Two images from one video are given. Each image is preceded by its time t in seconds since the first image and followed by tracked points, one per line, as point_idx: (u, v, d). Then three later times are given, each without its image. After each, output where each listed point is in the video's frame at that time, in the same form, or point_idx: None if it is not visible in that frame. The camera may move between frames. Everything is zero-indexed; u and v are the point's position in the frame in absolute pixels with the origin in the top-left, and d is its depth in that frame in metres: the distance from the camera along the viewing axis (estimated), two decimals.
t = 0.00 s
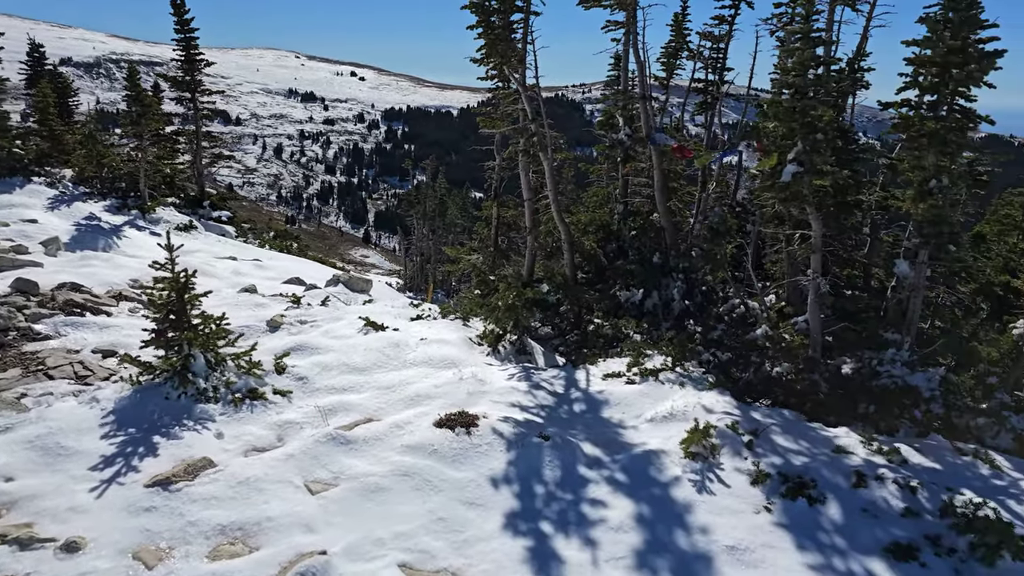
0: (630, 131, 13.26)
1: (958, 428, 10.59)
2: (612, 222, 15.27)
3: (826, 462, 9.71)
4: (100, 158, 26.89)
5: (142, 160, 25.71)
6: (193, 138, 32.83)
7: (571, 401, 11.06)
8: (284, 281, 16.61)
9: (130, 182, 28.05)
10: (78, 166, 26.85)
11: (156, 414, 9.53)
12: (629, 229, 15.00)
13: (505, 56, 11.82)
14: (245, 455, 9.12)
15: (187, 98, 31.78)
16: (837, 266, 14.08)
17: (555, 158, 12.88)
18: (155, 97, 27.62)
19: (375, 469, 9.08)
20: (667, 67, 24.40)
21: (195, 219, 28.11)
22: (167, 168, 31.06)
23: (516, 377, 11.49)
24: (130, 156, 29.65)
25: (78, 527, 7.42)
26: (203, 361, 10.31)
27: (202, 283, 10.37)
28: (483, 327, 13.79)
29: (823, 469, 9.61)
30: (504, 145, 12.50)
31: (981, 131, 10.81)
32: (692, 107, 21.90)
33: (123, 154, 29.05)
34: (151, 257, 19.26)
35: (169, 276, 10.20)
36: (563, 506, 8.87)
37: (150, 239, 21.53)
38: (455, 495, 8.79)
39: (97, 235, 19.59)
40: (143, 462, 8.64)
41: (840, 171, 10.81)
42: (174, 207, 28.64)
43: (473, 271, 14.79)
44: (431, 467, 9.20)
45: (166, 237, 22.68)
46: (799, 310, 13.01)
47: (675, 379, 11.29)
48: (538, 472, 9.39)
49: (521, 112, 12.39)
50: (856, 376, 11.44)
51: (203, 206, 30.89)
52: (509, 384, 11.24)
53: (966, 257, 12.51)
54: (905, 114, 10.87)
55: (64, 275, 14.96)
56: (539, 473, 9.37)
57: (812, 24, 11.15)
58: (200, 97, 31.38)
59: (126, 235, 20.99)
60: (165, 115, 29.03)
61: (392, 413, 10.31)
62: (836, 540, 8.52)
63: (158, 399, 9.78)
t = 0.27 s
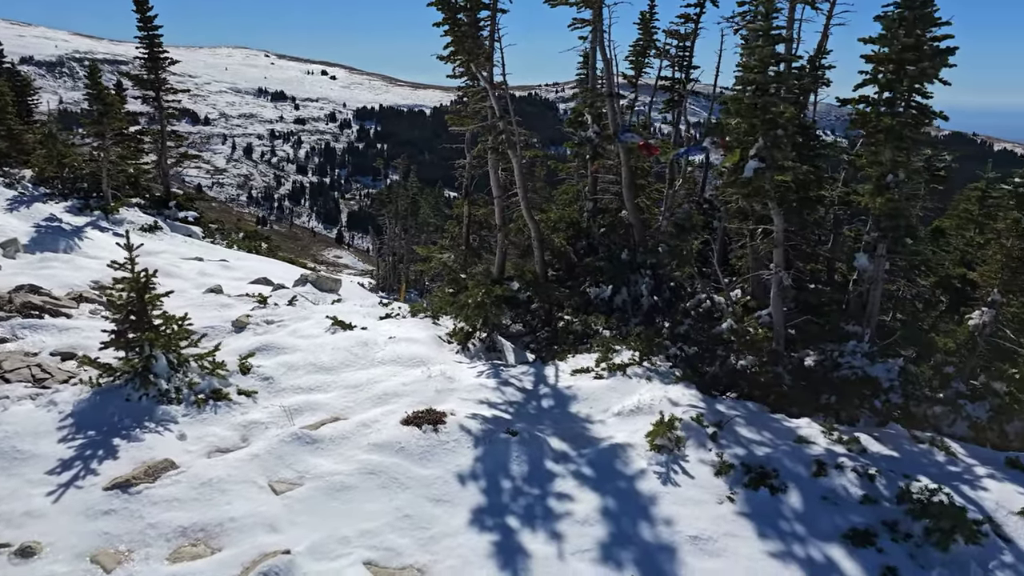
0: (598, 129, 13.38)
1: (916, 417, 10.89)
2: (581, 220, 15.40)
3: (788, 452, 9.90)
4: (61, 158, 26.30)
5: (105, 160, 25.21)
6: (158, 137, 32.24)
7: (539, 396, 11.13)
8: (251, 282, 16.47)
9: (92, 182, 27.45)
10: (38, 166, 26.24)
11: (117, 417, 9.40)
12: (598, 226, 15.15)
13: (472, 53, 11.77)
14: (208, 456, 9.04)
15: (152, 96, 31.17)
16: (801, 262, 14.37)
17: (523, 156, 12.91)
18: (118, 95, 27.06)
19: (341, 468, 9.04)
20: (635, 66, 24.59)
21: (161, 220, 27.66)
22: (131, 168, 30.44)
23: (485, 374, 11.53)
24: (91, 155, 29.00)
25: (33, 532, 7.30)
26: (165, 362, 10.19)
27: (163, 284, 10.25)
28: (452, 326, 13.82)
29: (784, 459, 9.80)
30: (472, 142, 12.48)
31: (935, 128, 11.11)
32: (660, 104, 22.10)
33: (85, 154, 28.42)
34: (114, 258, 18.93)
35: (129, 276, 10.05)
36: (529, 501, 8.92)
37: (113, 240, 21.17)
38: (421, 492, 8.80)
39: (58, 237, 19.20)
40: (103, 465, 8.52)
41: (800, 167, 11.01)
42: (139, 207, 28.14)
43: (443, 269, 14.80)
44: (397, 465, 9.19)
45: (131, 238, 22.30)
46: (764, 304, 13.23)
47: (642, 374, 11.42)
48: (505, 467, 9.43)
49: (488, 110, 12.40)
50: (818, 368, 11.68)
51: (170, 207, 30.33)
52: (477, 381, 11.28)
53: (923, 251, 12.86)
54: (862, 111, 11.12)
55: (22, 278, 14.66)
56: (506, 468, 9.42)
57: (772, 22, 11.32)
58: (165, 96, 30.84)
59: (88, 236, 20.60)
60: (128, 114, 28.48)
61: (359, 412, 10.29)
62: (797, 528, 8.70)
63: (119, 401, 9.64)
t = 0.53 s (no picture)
0: (561, 128, 13.55)
1: (869, 407, 11.27)
2: (546, 218, 15.57)
3: (747, 443, 10.15)
4: (11, 159, 25.52)
5: (58, 160, 24.53)
6: (115, 137, 31.48)
7: (504, 394, 11.21)
8: (212, 284, 16.24)
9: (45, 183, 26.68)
10: None
11: (71, 423, 9.21)
12: (563, 224, 15.33)
13: (434, 52, 11.75)
14: (167, 460, 8.91)
15: (108, 95, 30.41)
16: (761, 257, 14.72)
17: (487, 154, 12.97)
18: (72, 94, 26.35)
19: (304, 469, 9.00)
20: (598, 65, 24.84)
21: (119, 221, 27.04)
22: (86, 168, 29.67)
23: (450, 373, 11.57)
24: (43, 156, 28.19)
25: None
26: (122, 365, 10.02)
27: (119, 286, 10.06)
28: (418, 325, 13.86)
29: (743, 450, 10.04)
30: (435, 142, 12.49)
31: (883, 126, 11.50)
32: (623, 103, 22.36)
33: (37, 154, 27.59)
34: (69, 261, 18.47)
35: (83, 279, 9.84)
36: (494, 497, 8.99)
37: (67, 242, 20.64)
38: (385, 491, 8.80)
39: (8, 240, 18.65)
40: (57, 471, 8.34)
41: (756, 165, 11.27)
42: (95, 209, 27.46)
43: (409, 268, 14.81)
44: (361, 465, 9.17)
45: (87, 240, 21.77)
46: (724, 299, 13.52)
47: (606, 369, 11.59)
48: (469, 465, 9.48)
49: (451, 109, 12.42)
50: (776, 361, 11.99)
51: (127, 208, 29.78)
52: (443, 380, 11.32)
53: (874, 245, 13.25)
54: (815, 109, 11.42)
55: None
56: (470, 466, 9.47)
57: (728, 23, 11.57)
58: (121, 95, 30.14)
59: (41, 238, 20.06)
60: (82, 113, 27.76)
61: (323, 413, 10.25)
62: (754, 517, 9.00)
63: (74, 406, 9.44)
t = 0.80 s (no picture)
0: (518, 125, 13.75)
1: (816, 394, 11.68)
2: (505, 215, 15.78)
3: (699, 432, 10.42)
4: None
5: None
6: (59, 134, 30.41)
7: (461, 389, 11.27)
8: (162, 284, 15.92)
9: None
10: None
11: (12, 428, 8.93)
12: (521, 220, 15.53)
13: (388, 48, 11.72)
14: (114, 463, 8.72)
15: (51, 91, 29.35)
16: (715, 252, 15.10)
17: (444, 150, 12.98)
18: (11, 90, 25.34)
19: (257, 469, 8.90)
20: (555, 63, 25.08)
21: (64, 222, 26.15)
22: (27, 167, 28.62)
23: (407, 370, 11.59)
24: None
25: None
26: (66, 368, 9.77)
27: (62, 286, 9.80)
28: (375, 323, 13.89)
29: (695, 438, 10.30)
30: (391, 138, 12.46)
31: (827, 122, 11.88)
32: (578, 100, 22.63)
33: None
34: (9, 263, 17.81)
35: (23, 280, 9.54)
36: (451, 491, 9.04)
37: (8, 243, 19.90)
38: (341, 488, 8.76)
39: None
40: None
41: (707, 160, 11.52)
42: (38, 209, 26.51)
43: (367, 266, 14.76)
44: (316, 463, 9.12)
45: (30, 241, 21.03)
46: (678, 292, 13.82)
47: (563, 363, 11.75)
48: (426, 460, 9.51)
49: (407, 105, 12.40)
50: (728, 352, 12.33)
51: (72, 207, 28.87)
52: (400, 377, 11.33)
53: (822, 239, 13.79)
54: (761, 106, 11.68)
55: None
56: (427, 461, 9.50)
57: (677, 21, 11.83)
58: (64, 91, 29.15)
59: None
60: (21, 110, 26.72)
61: (277, 412, 10.16)
62: (706, 502, 9.24)
63: (15, 411, 9.15)
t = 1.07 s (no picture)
0: (465, 122, 13.93)
1: (757, 383, 12.13)
2: (455, 212, 15.96)
3: (643, 421, 10.71)
4: None
5: None
6: None
7: (410, 386, 11.35)
8: (101, 287, 15.54)
9: None
10: None
11: None
12: (471, 217, 15.73)
13: (333, 45, 11.71)
14: (49, 469, 8.52)
15: None
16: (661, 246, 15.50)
17: (392, 148, 13.03)
18: None
19: (199, 470, 8.80)
20: (504, 62, 25.33)
21: None
22: None
23: (355, 368, 11.61)
24: None
25: None
26: None
27: None
28: (323, 322, 13.89)
29: (639, 428, 10.58)
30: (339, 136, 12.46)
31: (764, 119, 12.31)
32: (527, 98, 22.91)
33: None
34: None
35: None
36: (397, 487, 9.09)
37: None
38: (286, 487, 8.74)
39: None
40: None
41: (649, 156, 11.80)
42: None
43: (316, 264, 14.70)
44: (260, 462, 9.07)
45: None
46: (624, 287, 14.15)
47: (512, 358, 11.93)
48: (373, 456, 9.55)
49: (353, 102, 12.42)
50: (673, 344, 12.70)
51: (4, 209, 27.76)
52: (347, 375, 11.35)
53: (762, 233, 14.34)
54: (700, 103, 12.00)
55: None
56: (374, 458, 9.54)
57: (619, 20, 12.13)
58: None
59: None
60: None
61: (221, 413, 10.07)
62: (649, 489, 9.52)
63: None
